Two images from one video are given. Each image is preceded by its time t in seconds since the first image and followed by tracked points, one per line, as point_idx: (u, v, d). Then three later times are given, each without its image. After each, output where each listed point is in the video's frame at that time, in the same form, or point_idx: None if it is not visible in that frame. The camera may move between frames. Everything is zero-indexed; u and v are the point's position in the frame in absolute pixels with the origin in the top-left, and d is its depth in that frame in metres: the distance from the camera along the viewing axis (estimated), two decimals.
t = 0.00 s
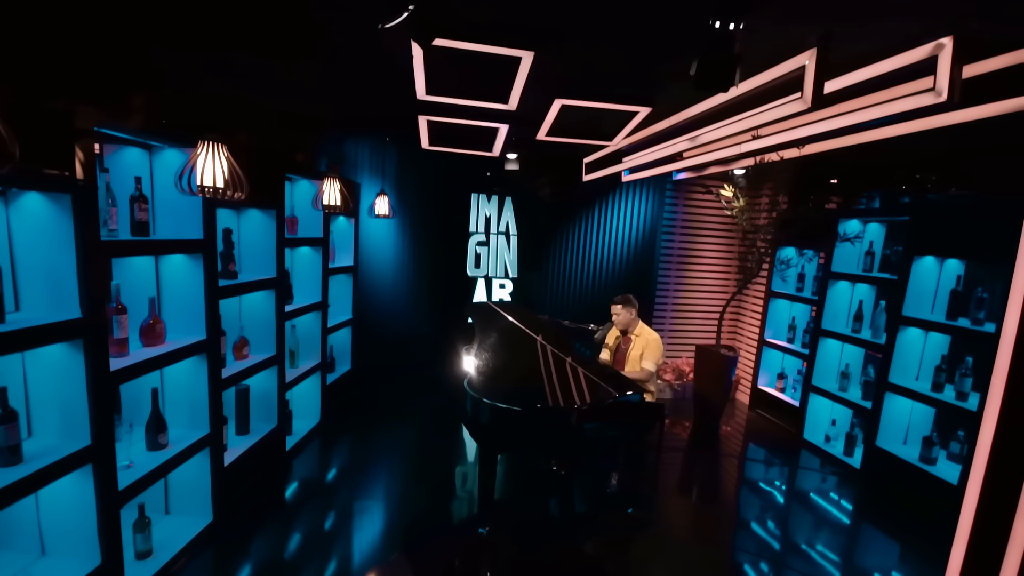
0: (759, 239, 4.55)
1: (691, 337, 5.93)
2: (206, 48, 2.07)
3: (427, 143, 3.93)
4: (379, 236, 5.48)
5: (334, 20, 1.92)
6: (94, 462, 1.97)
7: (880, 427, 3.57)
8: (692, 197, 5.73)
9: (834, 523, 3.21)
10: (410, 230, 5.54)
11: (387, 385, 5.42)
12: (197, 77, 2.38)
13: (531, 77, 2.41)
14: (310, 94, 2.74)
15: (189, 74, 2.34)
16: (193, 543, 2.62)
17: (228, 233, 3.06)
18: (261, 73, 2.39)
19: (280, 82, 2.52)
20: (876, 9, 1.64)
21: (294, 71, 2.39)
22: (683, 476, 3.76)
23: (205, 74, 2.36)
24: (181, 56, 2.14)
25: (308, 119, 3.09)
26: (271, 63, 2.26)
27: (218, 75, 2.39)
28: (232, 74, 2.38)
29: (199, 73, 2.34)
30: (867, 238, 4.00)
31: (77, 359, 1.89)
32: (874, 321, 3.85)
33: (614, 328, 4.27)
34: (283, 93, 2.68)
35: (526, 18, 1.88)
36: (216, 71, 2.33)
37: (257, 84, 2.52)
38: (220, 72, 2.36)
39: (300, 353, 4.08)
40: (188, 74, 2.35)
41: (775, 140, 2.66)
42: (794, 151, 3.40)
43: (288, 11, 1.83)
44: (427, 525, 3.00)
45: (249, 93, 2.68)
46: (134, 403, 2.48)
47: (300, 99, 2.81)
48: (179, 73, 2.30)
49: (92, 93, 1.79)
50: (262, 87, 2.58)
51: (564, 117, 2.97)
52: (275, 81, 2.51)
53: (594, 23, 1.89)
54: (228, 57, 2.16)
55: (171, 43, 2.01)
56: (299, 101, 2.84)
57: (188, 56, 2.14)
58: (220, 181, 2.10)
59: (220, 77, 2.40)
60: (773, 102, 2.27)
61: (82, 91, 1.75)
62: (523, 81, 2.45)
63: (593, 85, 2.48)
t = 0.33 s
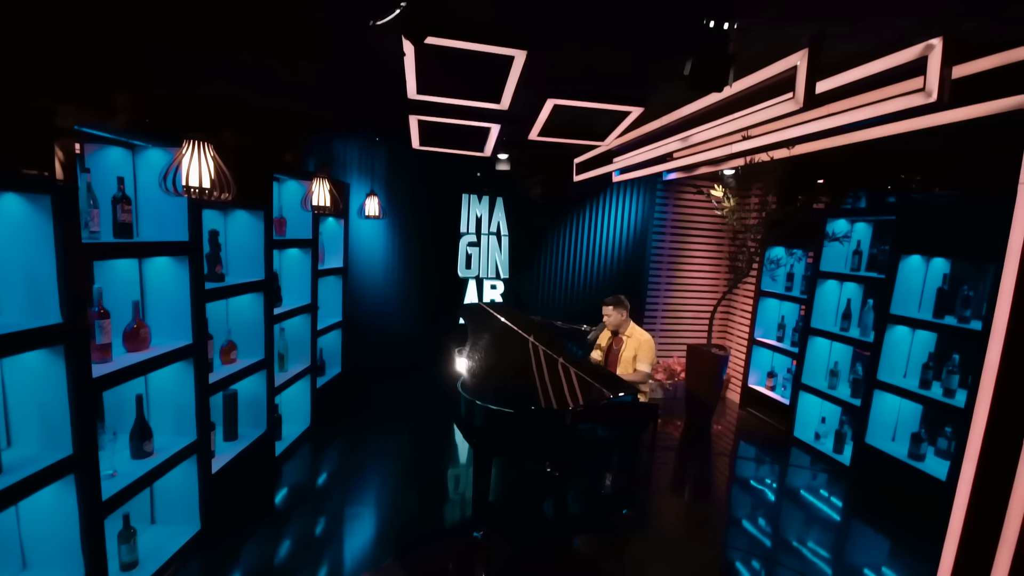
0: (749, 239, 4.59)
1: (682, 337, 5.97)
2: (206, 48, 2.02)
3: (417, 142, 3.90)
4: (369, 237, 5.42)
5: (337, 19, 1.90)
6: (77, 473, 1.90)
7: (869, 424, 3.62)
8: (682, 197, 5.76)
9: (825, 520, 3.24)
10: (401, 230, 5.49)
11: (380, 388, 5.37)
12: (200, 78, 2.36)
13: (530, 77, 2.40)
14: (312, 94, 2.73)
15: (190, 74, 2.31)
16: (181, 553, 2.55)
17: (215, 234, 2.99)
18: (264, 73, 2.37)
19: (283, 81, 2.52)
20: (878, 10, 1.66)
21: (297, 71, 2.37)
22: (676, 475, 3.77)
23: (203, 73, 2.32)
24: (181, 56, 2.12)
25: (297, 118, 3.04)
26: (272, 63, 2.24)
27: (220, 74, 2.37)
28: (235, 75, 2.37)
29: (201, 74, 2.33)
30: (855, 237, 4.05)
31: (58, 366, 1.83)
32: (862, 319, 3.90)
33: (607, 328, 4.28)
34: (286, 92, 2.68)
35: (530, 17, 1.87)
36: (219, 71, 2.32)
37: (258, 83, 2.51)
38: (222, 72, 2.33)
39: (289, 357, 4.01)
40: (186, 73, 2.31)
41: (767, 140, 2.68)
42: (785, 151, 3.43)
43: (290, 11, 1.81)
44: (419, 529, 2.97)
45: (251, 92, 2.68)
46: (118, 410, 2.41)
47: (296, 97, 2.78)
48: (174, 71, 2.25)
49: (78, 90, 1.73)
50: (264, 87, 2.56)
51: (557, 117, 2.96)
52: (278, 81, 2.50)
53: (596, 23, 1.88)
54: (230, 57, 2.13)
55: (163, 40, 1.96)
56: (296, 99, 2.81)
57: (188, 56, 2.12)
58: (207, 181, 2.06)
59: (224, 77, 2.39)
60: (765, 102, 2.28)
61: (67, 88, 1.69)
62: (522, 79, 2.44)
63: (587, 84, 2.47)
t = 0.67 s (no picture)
0: (739, 239, 4.63)
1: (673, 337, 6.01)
2: (208, 48, 2.02)
3: (408, 142, 3.87)
4: (359, 238, 5.35)
5: (340, 19, 1.88)
6: (61, 482, 1.84)
7: (859, 422, 3.66)
8: (672, 198, 5.79)
9: (815, 517, 3.27)
10: (391, 231, 5.44)
11: (372, 390, 5.32)
12: (198, 76, 2.33)
13: (529, 77, 2.39)
14: (307, 93, 2.70)
15: (188, 71, 2.27)
16: (169, 563, 2.48)
17: (201, 236, 2.92)
18: (264, 73, 2.36)
19: (282, 81, 2.50)
20: (876, 13, 1.69)
21: (293, 70, 2.35)
22: (668, 475, 3.78)
23: (202, 72, 2.29)
24: (181, 56, 2.10)
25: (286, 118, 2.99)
26: (272, 63, 2.22)
27: (219, 73, 2.34)
28: (235, 74, 2.36)
29: (200, 71, 2.31)
30: (843, 237, 4.11)
31: (38, 372, 1.77)
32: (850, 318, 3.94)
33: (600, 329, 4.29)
34: (284, 92, 2.66)
35: (534, 17, 1.86)
36: (219, 71, 2.30)
37: (255, 83, 2.48)
38: (222, 71, 2.31)
39: (278, 360, 3.94)
40: (183, 71, 2.28)
41: (758, 141, 2.72)
42: (776, 153, 3.49)
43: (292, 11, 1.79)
44: (412, 533, 2.94)
45: (250, 92, 2.65)
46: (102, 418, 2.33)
47: (291, 97, 2.75)
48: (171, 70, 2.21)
49: (58, 88, 1.68)
50: (258, 86, 2.53)
51: (549, 118, 2.96)
52: (279, 81, 2.48)
53: (604, 23, 1.88)
54: (232, 57, 2.12)
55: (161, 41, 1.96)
56: (292, 99, 2.78)
57: (187, 56, 2.10)
58: (194, 180, 2.02)
59: (222, 76, 2.37)
60: (756, 103, 2.30)
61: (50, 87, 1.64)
62: (520, 79, 2.43)
63: (580, 84, 2.46)
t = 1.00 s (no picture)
0: (730, 239, 4.67)
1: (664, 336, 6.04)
2: (207, 48, 1.96)
3: (399, 142, 3.83)
4: (349, 239, 5.30)
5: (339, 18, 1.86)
6: (43, 494, 1.77)
7: (849, 420, 3.71)
8: (663, 198, 5.82)
9: (807, 514, 3.30)
10: (382, 232, 5.40)
11: (363, 393, 5.26)
12: (199, 79, 2.30)
13: (528, 78, 2.38)
14: (299, 92, 2.66)
15: (189, 75, 2.24)
16: (156, 574, 2.41)
17: (188, 237, 2.85)
18: (263, 73, 2.34)
19: (275, 81, 2.46)
20: (872, 15, 1.70)
21: (289, 70, 2.32)
22: (661, 474, 3.78)
23: (201, 74, 2.26)
24: (180, 56, 2.01)
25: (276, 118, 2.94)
26: (269, 62, 2.19)
27: (220, 75, 2.32)
28: (235, 75, 2.33)
29: (200, 73, 2.25)
30: (831, 237, 4.16)
31: (19, 380, 1.70)
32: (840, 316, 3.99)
33: (594, 329, 4.29)
34: (275, 92, 2.61)
35: (536, 18, 1.85)
36: (213, 70, 2.25)
37: (249, 82, 2.44)
38: (223, 72, 2.29)
39: (267, 364, 3.88)
40: (183, 72, 2.20)
41: (750, 141, 2.74)
42: (767, 155, 3.52)
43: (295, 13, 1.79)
44: (405, 536, 2.91)
45: (241, 92, 2.60)
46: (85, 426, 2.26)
47: (283, 96, 2.71)
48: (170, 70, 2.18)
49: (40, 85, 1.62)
50: (250, 85, 2.49)
51: (543, 118, 2.96)
52: (278, 81, 2.47)
53: (601, 23, 1.88)
54: (233, 58, 2.10)
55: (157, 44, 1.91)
56: (287, 100, 2.76)
57: (187, 56, 2.02)
58: (180, 181, 1.97)
59: (224, 77, 2.34)
60: (749, 104, 2.29)
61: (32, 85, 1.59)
62: (518, 79, 2.41)
63: (575, 84, 2.45)
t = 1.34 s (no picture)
0: (724, 239, 4.69)
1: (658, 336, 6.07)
2: (209, 49, 1.93)
3: (393, 142, 3.79)
4: (341, 241, 5.25)
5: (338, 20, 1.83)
6: (29, 506, 1.71)
7: (842, 418, 3.74)
8: (657, 198, 5.83)
9: (801, 512, 3.32)
10: (375, 233, 5.35)
11: (357, 394, 5.21)
12: (198, 80, 2.28)
13: (529, 77, 2.37)
14: (295, 92, 2.62)
15: (190, 77, 2.22)
16: None
17: (178, 240, 2.79)
18: (263, 73, 2.32)
19: (274, 81, 2.44)
20: (869, 17, 1.72)
21: (290, 71, 2.31)
22: (656, 474, 3.78)
23: (201, 74, 2.23)
24: (182, 56, 1.96)
25: (269, 117, 2.90)
26: (271, 63, 2.17)
27: (221, 76, 2.30)
28: (234, 75, 2.31)
29: (199, 75, 2.22)
30: (823, 236, 4.18)
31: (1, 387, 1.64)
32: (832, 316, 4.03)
33: (589, 330, 4.28)
34: (270, 91, 2.57)
35: (539, 17, 1.84)
36: (214, 72, 2.22)
37: (247, 82, 2.42)
38: (223, 73, 2.26)
39: (259, 368, 3.81)
40: (185, 75, 2.17)
41: (745, 141, 2.81)
42: (761, 155, 3.55)
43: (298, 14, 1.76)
44: (401, 540, 2.88)
45: (239, 93, 2.56)
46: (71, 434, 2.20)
47: (278, 97, 2.67)
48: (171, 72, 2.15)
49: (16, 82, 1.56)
50: (247, 85, 2.45)
51: (538, 118, 2.95)
52: (275, 81, 2.44)
53: (600, 23, 1.87)
54: (235, 58, 2.07)
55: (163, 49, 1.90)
56: (282, 99, 2.72)
57: (191, 56, 1.99)
58: (170, 182, 1.94)
59: (222, 77, 2.31)
60: (745, 104, 2.30)
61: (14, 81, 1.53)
62: (516, 79, 2.40)
63: (573, 84, 2.45)
